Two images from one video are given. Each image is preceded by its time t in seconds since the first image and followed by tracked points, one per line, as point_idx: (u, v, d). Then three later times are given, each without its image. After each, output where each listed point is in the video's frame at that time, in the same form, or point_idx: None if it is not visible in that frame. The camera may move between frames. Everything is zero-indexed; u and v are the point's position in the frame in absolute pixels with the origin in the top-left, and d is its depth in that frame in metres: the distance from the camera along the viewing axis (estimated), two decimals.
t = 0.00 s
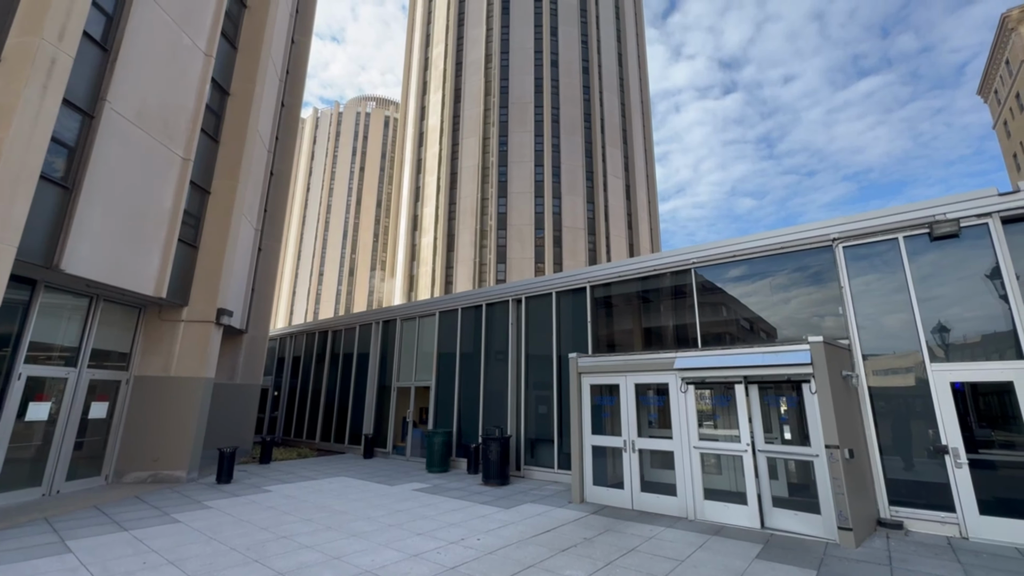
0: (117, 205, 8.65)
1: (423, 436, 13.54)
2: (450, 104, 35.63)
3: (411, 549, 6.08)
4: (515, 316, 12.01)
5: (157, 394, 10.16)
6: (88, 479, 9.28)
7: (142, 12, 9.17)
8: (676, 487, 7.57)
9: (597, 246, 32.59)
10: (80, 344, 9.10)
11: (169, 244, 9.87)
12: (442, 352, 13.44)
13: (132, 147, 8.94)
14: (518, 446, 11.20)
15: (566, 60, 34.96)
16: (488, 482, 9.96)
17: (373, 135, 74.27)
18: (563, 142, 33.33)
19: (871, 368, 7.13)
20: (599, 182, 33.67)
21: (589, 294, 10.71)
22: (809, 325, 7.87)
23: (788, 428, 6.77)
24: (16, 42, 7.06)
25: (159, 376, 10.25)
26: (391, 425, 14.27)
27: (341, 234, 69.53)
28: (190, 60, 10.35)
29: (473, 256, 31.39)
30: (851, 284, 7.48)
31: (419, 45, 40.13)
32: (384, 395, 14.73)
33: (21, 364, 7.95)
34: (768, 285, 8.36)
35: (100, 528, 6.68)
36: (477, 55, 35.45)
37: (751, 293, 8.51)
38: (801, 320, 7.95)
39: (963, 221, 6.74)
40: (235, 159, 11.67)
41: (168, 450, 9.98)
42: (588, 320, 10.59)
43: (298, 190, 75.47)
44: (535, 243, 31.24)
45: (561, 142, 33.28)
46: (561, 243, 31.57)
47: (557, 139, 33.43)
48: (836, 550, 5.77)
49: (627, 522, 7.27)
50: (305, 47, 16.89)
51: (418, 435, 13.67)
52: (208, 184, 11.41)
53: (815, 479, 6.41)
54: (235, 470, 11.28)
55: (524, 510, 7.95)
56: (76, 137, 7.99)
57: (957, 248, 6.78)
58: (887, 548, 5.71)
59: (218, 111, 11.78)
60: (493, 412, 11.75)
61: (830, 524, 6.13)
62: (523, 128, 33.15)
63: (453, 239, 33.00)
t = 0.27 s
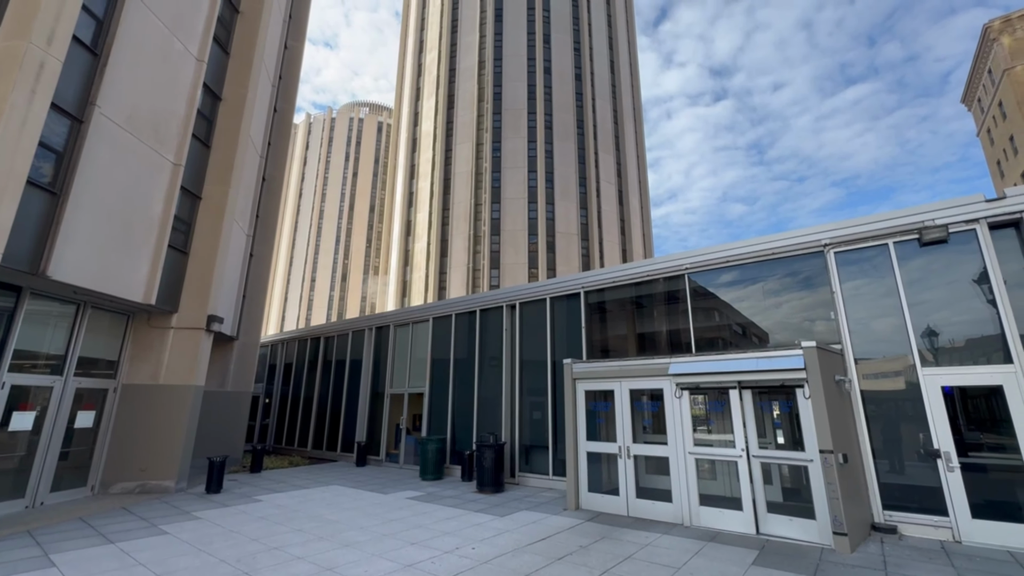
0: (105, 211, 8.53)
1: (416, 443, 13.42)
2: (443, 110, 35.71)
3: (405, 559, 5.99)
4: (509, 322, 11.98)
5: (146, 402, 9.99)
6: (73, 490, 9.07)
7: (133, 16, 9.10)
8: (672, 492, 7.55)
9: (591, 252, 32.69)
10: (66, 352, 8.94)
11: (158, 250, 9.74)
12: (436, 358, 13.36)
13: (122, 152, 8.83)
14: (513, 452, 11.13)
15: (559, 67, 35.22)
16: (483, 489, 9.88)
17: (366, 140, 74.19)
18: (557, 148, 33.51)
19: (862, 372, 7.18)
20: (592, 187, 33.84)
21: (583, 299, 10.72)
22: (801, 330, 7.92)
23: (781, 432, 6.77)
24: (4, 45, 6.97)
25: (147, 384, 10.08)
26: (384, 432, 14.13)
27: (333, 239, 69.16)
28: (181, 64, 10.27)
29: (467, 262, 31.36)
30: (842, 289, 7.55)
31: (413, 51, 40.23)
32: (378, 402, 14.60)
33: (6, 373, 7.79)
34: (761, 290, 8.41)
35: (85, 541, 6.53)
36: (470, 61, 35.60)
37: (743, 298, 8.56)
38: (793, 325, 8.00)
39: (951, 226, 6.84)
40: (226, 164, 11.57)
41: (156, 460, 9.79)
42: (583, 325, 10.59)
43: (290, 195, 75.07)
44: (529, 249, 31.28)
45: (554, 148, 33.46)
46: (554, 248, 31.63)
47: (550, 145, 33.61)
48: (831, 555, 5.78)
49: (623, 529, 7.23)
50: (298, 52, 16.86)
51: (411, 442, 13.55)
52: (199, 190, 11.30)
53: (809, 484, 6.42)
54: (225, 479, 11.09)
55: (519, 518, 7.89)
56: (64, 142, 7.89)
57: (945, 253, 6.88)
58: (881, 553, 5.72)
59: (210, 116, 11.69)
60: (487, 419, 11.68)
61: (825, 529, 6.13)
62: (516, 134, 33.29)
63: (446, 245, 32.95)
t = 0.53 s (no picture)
0: (92, 215, 8.39)
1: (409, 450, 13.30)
2: (435, 115, 35.75)
3: (397, 568, 5.92)
4: (502, 328, 11.95)
5: (131, 411, 9.79)
6: (55, 501, 8.84)
7: (122, 19, 9.01)
8: (666, 498, 7.55)
9: (583, 257, 32.80)
10: (49, 360, 8.74)
11: (146, 255, 9.59)
12: (429, 364, 13.28)
13: (110, 156, 8.72)
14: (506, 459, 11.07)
15: (551, 73, 35.48)
16: (476, 497, 9.79)
17: (358, 145, 74.01)
18: (548, 154, 33.71)
19: (852, 377, 7.25)
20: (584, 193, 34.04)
21: (576, 305, 10.73)
22: (791, 334, 7.99)
23: (773, 436, 6.81)
24: None
25: (134, 392, 9.89)
26: (375, 439, 13.99)
27: (324, 244, 68.69)
28: (171, 68, 10.18)
29: (459, 267, 31.30)
30: (831, 294, 7.63)
31: (405, 57, 40.27)
32: (369, 409, 14.46)
33: None
34: (751, 295, 8.48)
35: (68, 554, 6.36)
36: (463, 67, 35.72)
37: (734, 303, 8.62)
38: (784, 330, 8.07)
39: (938, 232, 6.95)
40: (216, 168, 11.45)
41: (141, 469, 9.58)
42: (576, 331, 10.60)
43: (280, 200, 74.50)
44: (521, 254, 31.31)
45: (546, 154, 33.65)
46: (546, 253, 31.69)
47: (542, 151, 33.78)
48: (825, 560, 5.80)
49: (617, 535, 7.20)
50: (290, 57, 16.79)
51: (403, 449, 13.43)
52: (188, 194, 11.16)
53: (802, 489, 6.45)
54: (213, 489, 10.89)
55: (513, 525, 7.83)
56: (49, 145, 7.76)
57: (932, 259, 6.99)
58: (874, 557, 5.75)
59: (200, 120, 11.58)
60: (480, 425, 11.61)
61: (818, 534, 6.16)
62: (509, 140, 33.42)
63: (439, 250, 32.86)
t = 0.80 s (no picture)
0: (77, 218, 8.24)
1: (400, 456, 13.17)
2: (427, 120, 35.75)
3: None
4: (494, 332, 11.92)
5: (116, 418, 9.59)
6: (36, 511, 8.60)
7: (110, 21, 8.91)
8: (659, 503, 7.55)
9: (575, 261, 32.91)
10: (31, 366, 8.55)
11: (133, 259, 9.43)
12: (420, 369, 13.19)
13: (96, 158, 8.59)
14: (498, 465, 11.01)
15: (543, 79, 35.71)
16: (469, 503, 9.72)
17: (349, 149, 73.76)
18: (540, 159, 33.87)
19: (841, 381, 7.33)
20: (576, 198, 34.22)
21: (569, 309, 10.74)
22: (780, 339, 8.06)
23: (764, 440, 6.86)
24: None
25: (118, 399, 9.69)
26: (366, 446, 13.84)
27: (315, 248, 68.16)
28: (160, 70, 10.07)
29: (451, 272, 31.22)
30: (820, 299, 7.72)
31: (397, 61, 40.28)
32: (360, 415, 14.31)
33: None
34: (741, 300, 8.55)
35: (48, 566, 6.18)
36: (455, 72, 35.81)
37: (725, 307, 8.69)
38: (773, 334, 8.14)
39: (923, 238, 7.08)
40: (205, 171, 11.32)
41: (126, 478, 9.37)
42: (568, 335, 10.61)
43: (270, 203, 73.85)
44: (513, 259, 31.33)
45: (538, 159, 33.80)
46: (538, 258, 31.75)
47: (534, 156, 33.93)
48: (816, 564, 5.82)
49: (611, 541, 7.18)
50: (281, 60, 16.70)
51: (394, 455, 13.30)
52: (176, 197, 11.02)
53: (793, 493, 6.49)
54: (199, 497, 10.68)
55: (506, 532, 7.78)
56: (33, 147, 7.63)
57: (918, 265, 7.11)
58: (865, 560, 5.79)
59: (189, 123, 11.46)
60: (473, 431, 11.55)
61: (809, 538, 6.19)
62: (501, 145, 33.52)
63: (430, 254, 32.76)
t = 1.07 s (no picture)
0: (62, 220, 8.09)
1: (391, 462, 13.04)
2: (420, 124, 35.74)
3: None
4: (487, 337, 11.88)
5: (100, 424, 9.38)
6: (15, 521, 8.37)
7: (99, 21, 8.81)
8: (652, 509, 7.54)
9: (567, 266, 33.00)
10: (12, 371, 8.38)
11: (120, 262, 9.28)
12: (412, 374, 13.09)
13: (83, 160, 8.45)
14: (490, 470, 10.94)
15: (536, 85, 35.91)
16: (461, 509, 9.63)
17: (342, 153, 73.49)
18: (533, 164, 34.00)
19: (831, 386, 7.39)
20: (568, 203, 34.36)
21: (561, 314, 10.73)
22: (771, 344, 8.12)
23: (755, 445, 6.88)
24: None
25: (103, 405, 9.49)
26: (357, 451, 13.68)
27: (306, 252, 67.63)
28: (150, 71, 9.97)
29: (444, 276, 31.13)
30: (810, 304, 7.79)
31: (390, 66, 40.28)
32: (351, 420, 14.16)
33: None
34: (732, 305, 8.61)
35: None
36: (448, 77, 35.87)
37: (716, 313, 8.73)
38: (764, 339, 8.20)
39: (911, 245, 7.17)
40: (195, 174, 11.19)
41: (110, 486, 9.16)
42: (561, 340, 10.60)
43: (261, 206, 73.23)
44: (506, 263, 31.32)
45: (531, 165, 33.92)
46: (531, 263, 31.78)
47: (527, 161, 34.05)
48: (809, 568, 5.84)
49: (604, 547, 7.14)
50: (273, 63, 16.60)
51: (385, 461, 13.16)
52: (165, 200, 10.87)
53: (785, 498, 6.50)
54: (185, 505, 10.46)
55: (498, 538, 7.70)
56: (18, 148, 7.49)
57: (905, 271, 7.21)
58: (856, 565, 5.82)
59: (178, 124, 11.33)
60: (465, 436, 11.48)
61: (801, 543, 6.21)
62: (494, 149, 33.60)
63: (423, 259, 32.65)
